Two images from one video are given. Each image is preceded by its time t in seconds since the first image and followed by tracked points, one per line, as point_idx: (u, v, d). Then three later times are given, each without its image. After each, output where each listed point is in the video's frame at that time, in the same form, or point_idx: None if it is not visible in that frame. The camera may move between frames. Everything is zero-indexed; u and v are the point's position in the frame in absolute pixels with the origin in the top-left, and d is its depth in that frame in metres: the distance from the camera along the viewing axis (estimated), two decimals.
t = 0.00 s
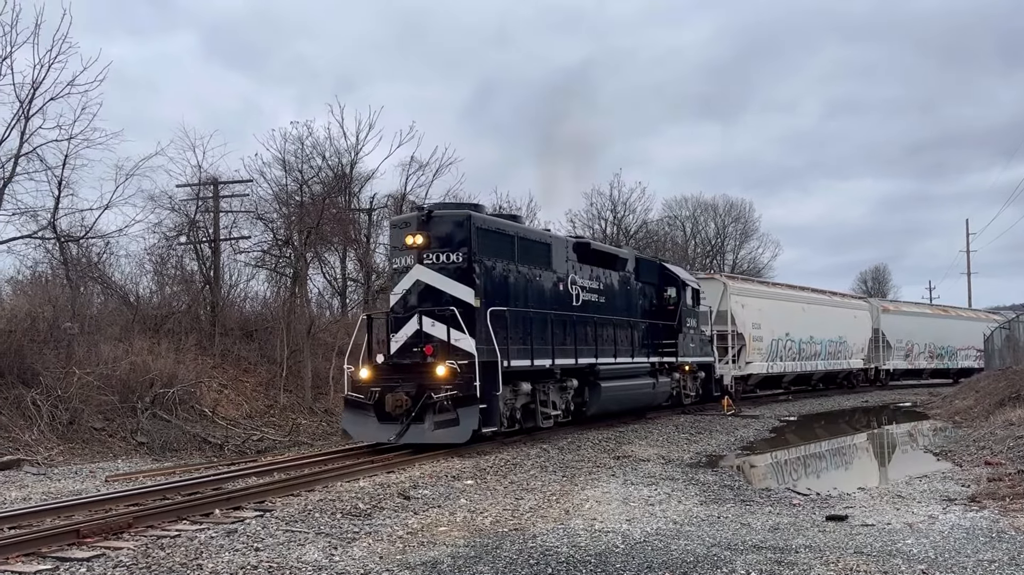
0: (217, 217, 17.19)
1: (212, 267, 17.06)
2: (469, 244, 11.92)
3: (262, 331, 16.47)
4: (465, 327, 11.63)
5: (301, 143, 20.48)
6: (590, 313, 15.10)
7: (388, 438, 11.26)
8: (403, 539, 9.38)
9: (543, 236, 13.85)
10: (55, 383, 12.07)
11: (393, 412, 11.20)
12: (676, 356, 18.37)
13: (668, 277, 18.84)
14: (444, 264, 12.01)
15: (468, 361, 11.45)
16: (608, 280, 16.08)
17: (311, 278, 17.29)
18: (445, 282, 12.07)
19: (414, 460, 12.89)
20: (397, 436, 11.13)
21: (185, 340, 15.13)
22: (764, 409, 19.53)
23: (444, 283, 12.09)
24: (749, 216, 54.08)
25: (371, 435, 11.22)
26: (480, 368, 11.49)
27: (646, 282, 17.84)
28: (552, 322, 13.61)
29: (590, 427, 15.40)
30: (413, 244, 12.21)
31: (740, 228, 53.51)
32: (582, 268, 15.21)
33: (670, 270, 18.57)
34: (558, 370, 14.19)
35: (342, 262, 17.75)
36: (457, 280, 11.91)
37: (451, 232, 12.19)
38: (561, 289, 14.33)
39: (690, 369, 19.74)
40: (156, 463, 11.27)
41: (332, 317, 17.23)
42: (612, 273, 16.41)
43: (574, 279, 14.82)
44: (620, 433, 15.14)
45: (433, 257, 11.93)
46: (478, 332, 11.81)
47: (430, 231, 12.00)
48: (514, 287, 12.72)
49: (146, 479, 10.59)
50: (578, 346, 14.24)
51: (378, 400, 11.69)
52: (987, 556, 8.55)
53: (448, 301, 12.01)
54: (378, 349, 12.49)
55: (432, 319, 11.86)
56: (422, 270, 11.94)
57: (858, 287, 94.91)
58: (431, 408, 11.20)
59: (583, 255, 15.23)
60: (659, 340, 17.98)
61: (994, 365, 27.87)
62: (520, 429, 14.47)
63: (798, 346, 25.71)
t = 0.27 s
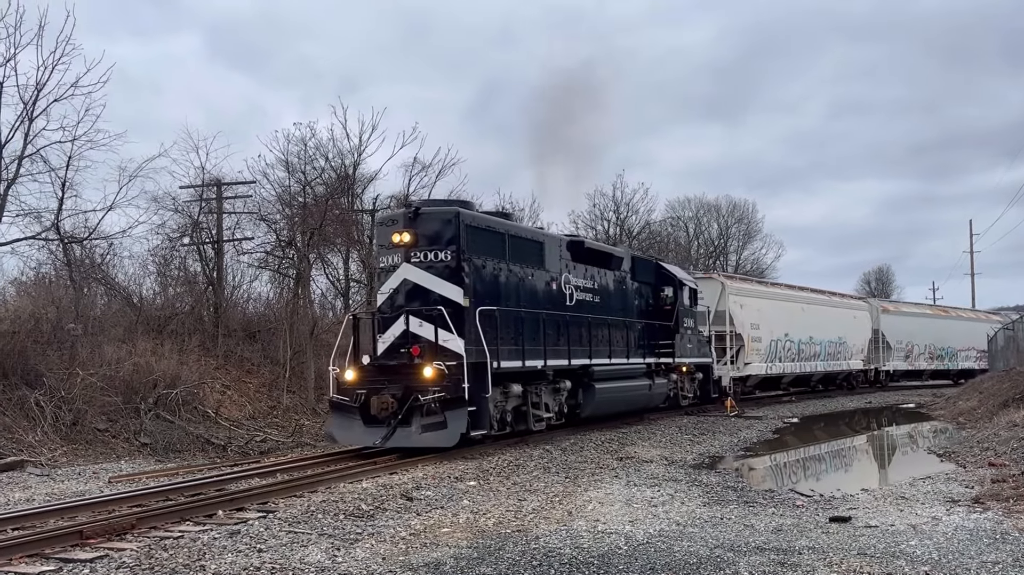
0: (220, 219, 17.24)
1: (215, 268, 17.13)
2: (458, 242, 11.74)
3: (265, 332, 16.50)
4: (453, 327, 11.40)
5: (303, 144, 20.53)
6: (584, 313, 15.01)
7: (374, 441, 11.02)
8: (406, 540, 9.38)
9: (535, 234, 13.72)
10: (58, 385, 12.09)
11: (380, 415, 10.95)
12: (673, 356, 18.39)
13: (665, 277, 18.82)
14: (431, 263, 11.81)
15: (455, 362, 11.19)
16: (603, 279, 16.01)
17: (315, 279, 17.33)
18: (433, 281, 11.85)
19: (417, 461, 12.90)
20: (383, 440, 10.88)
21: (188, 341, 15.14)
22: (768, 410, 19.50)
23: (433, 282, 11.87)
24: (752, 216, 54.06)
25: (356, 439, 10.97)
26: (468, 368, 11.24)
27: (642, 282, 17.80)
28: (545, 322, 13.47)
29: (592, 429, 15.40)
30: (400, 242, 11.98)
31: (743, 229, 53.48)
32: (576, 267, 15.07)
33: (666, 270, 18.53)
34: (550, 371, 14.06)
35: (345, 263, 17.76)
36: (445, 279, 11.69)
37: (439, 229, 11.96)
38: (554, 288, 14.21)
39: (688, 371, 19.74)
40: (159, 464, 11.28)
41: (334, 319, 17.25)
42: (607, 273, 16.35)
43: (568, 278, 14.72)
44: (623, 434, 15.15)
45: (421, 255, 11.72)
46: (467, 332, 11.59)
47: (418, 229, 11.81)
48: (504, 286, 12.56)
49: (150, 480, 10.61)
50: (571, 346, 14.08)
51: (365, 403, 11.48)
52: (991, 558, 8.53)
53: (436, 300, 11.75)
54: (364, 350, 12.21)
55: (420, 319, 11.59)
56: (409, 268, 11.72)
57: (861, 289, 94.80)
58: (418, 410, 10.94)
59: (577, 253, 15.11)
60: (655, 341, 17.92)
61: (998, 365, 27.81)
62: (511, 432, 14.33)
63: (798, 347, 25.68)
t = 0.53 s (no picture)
0: (225, 220, 17.30)
1: (219, 270, 17.30)
2: (448, 240, 11.47)
3: (269, 333, 16.53)
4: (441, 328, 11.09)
5: (309, 145, 20.60)
6: (581, 313, 14.83)
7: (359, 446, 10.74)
8: (410, 541, 9.39)
9: (530, 232, 13.51)
10: (63, 385, 12.12)
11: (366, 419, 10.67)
12: (671, 357, 18.26)
13: (664, 277, 18.78)
14: (420, 261, 11.53)
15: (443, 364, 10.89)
16: (600, 279, 15.86)
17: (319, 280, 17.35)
18: (421, 279, 11.55)
19: (421, 462, 12.90)
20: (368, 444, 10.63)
21: (193, 342, 15.18)
22: (772, 412, 19.46)
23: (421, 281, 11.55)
24: (757, 217, 54.04)
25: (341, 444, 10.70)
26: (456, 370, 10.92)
27: (640, 282, 17.76)
28: (540, 323, 13.23)
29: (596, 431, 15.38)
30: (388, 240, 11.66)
31: (747, 230, 53.48)
32: (572, 267, 14.89)
33: (665, 269, 18.52)
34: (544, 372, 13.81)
35: (349, 264, 17.79)
36: (434, 278, 11.39)
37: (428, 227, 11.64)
38: (550, 288, 14.00)
39: (686, 371, 19.58)
40: (164, 465, 11.30)
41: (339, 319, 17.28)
42: (605, 272, 16.23)
43: (565, 277, 14.51)
44: (627, 435, 15.14)
45: (409, 253, 11.42)
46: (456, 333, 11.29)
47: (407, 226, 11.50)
48: (496, 285, 12.31)
49: (154, 481, 10.62)
50: (565, 347, 13.82)
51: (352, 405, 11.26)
52: (996, 559, 8.52)
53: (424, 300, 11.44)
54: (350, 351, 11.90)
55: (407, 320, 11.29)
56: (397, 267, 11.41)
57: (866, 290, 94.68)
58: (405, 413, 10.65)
59: (574, 252, 14.90)
60: (652, 342, 17.82)
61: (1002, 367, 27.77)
62: (502, 435, 14.12)
63: (798, 348, 25.63)
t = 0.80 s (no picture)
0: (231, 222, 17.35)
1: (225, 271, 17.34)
2: (436, 237, 11.20)
3: (275, 334, 16.58)
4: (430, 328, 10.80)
5: (314, 146, 20.66)
6: (577, 312, 14.70)
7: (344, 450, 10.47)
8: (416, 541, 9.40)
9: (525, 230, 13.34)
10: (70, 386, 12.16)
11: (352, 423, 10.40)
12: (670, 359, 18.21)
13: (663, 276, 18.75)
14: (408, 260, 11.23)
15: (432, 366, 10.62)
16: (597, 278, 15.76)
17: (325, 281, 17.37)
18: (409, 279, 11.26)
19: (427, 464, 12.90)
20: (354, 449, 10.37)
21: (199, 342, 15.21)
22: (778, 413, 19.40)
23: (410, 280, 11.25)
24: (763, 218, 53.97)
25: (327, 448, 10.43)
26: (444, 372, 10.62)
27: (639, 281, 17.73)
28: (534, 322, 13.04)
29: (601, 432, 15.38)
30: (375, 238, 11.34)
31: (753, 231, 53.42)
32: (568, 265, 14.74)
33: (664, 269, 18.50)
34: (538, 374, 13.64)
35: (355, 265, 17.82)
36: (422, 277, 11.09)
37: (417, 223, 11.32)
38: (545, 287, 13.83)
39: (686, 372, 19.48)
40: (170, 465, 11.34)
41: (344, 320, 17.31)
42: (603, 272, 16.15)
43: (561, 276, 14.35)
44: (632, 436, 15.14)
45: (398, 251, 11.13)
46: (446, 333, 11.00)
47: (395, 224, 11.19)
48: (487, 284, 12.10)
49: (160, 482, 10.65)
50: (560, 347, 13.62)
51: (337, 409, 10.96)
52: (1003, 561, 8.50)
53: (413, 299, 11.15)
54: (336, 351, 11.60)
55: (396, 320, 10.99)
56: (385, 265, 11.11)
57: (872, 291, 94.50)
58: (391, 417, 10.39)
59: (570, 251, 14.75)
60: (651, 342, 17.75)
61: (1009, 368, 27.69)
62: (496, 438, 13.94)
63: (800, 349, 25.60)
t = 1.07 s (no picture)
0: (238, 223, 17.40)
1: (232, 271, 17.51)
2: (426, 235, 11.08)
3: (282, 334, 16.62)
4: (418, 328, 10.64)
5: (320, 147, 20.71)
6: (573, 312, 14.65)
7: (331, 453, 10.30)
8: (423, 542, 9.42)
9: (520, 228, 13.28)
10: (78, 387, 12.19)
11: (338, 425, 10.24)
12: (670, 359, 18.17)
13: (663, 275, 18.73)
14: (397, 258, 11.11)
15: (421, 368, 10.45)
16: (594, 277, 15.71)
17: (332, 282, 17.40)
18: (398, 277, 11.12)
19: (433, 465, 12.91)
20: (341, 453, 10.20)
21: (206, 343, 15.25)
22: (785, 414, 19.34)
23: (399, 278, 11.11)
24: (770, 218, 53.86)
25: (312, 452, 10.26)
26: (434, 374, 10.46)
27: (638, 280, 17.71)
28: (528, 321, 12.97)
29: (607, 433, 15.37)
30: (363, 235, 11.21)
31: (760, 232, 53.34)
32: (565, 264, 14.70)
33: (664, 268, 18.48)
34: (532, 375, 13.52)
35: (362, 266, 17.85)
36: (412, 276, 10.97)
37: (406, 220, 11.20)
38: (540, 286, 13.77)
39: (686, 373, 19.41)
40: (178, 466, 11.37)
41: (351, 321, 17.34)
42: (601, 271, 16.12)
43: (556, 275, 14.29)
44: (639, 437, 15.13)
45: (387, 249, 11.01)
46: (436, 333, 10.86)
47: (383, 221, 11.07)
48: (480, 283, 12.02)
49: (168, 482, 10.68)
50: (555, 348, 13.55)
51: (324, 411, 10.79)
52: (1012, 563, 8.48)
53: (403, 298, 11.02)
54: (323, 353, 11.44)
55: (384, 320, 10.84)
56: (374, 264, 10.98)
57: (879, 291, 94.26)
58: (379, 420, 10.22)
59: (566, 250, 14.70)
60: (651, 343, 17.73)
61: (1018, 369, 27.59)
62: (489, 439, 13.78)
63: (803, 349, 25.55)
